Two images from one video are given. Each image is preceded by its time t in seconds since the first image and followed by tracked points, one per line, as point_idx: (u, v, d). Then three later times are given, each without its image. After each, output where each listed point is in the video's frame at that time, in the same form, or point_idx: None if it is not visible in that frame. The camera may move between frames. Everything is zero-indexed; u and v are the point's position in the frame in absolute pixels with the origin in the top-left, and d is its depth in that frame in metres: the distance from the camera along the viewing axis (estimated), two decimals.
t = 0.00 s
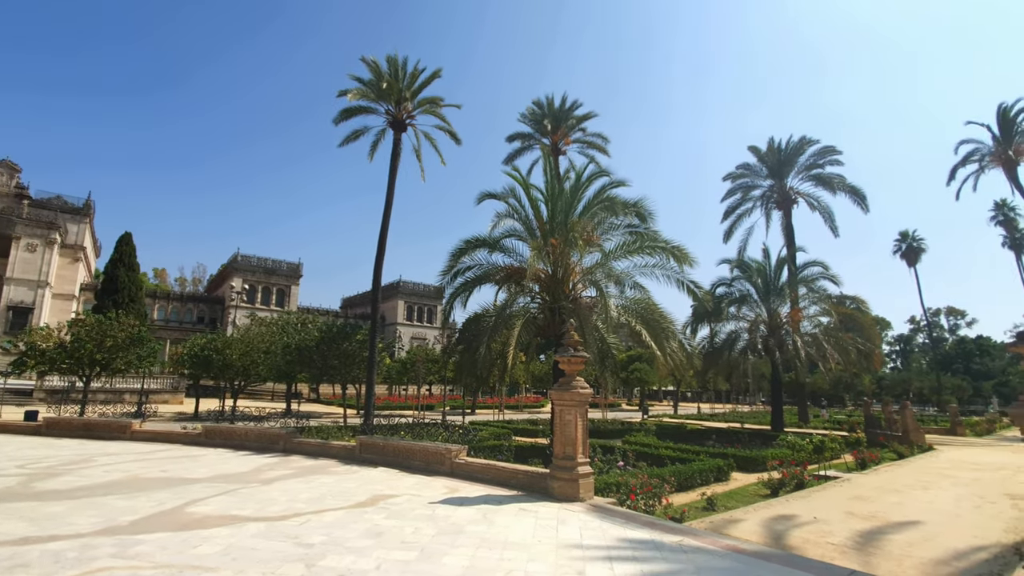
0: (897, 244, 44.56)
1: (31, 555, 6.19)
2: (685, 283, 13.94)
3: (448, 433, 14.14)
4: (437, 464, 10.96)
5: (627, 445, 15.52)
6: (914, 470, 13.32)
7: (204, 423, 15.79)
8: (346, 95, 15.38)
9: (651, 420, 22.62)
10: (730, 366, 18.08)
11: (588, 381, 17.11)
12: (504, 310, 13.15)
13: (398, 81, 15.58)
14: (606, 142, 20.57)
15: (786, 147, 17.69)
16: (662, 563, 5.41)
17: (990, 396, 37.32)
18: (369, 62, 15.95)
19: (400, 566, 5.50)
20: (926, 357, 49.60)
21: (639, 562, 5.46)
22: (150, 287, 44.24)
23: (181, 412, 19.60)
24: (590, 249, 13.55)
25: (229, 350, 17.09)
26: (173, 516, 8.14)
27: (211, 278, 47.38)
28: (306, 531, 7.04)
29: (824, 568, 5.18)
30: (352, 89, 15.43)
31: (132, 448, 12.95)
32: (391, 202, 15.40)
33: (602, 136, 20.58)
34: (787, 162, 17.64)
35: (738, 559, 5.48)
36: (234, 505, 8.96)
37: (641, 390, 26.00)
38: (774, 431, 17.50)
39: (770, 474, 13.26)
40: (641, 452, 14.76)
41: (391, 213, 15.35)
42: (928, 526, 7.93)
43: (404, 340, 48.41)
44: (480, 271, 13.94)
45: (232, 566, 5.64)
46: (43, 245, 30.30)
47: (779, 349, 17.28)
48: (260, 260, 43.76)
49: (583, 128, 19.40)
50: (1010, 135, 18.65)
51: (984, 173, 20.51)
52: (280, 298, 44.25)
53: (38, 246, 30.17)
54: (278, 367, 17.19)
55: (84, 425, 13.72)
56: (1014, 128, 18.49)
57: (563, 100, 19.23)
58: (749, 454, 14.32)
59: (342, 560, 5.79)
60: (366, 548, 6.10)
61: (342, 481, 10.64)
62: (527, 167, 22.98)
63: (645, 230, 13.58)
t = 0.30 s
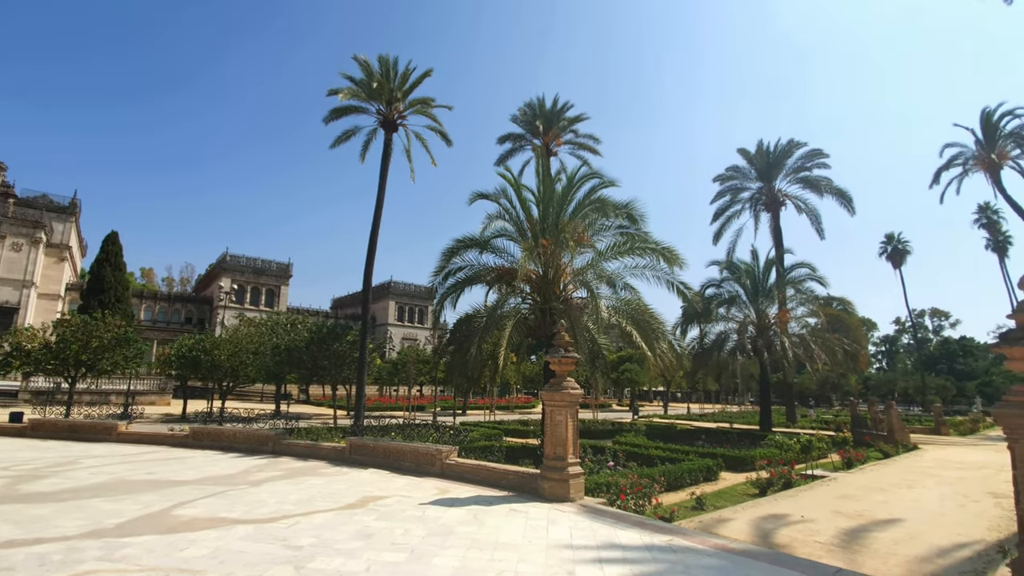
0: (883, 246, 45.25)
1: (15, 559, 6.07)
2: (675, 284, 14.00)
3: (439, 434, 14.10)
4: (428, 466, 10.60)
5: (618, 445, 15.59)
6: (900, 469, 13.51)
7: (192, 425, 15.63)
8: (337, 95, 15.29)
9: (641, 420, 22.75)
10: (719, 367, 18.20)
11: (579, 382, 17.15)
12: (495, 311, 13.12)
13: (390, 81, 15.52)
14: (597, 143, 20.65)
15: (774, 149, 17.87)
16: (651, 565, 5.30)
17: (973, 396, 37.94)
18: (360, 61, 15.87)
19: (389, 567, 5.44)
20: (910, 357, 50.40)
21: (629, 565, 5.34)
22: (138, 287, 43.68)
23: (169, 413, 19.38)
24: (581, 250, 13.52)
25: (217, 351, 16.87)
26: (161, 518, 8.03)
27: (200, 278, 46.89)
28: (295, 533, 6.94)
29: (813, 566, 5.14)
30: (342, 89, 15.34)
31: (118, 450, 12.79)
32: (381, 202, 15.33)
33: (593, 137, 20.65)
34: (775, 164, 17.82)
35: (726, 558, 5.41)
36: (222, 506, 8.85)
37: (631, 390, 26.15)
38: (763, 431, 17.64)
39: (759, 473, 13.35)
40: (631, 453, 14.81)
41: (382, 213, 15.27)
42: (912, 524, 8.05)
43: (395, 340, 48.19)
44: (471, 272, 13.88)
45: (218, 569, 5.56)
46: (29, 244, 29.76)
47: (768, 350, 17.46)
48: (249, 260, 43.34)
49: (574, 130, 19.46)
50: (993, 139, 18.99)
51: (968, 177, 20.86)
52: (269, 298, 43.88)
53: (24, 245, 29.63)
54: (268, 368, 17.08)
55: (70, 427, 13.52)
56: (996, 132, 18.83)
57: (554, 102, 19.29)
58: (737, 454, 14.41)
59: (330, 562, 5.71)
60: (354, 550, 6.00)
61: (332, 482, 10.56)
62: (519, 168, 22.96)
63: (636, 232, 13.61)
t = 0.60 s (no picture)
0: (852, 250, 46.54)
1: None
2: (652, 285, 14.15)
3: (418, 435, 13.97)
4: (405, 467, 10.17)
5: (596, 445, 15.69)
6: (865, 465, 13.91)
7: (162, 428, 15.23)
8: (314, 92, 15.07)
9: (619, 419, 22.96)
10: (695, 367, 18.47)
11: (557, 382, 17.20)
12: (474, 312, 13.09)
13: (368, 79, 15.37)
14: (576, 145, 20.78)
15: (748, 154, 18.24)
16: (627, 561, 4.79)
17: (936, 394, 39.30)
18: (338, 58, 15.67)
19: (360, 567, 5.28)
20: (877, 357, 51.97)
21: (605, 560, 4.80)
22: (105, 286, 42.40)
23: (138, 416, 18.86)
24: (561, 251, 13.55)
25: (188, 352, 16.44)
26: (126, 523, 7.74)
27: (170, 277, 45.72)
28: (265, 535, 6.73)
29: (782, 558, 4.93)
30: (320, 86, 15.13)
31: (84, 454, 12.37)
32: (360, 201, 15.16)
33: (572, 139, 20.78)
34: (749, 168, 18.19)
35: (700, 554, 5.04)
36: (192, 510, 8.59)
37: (609, 390, 26.41)
38: (736, 429, 17.95)
39: (733, 471, 13.55)
40: (609, 452, 14.91)
41: (360, 213, 15.11)
42: (878, 518, 8.28)
43: (372, 341, 47.72)
44: (450, 272, 13.81)
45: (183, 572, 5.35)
46: None
47: (742, 350, 17.82)
48: (222, 259, 42.42)
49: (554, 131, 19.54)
50: (954, 147, 19.71)
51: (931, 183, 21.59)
52: (243, 298, 43.05)
53: None
54: (242, 369, 16.78)
55: (32, 431, 13.07)
56: (957, 140, 19.53)
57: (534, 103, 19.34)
58: (712, 452, 14.60)
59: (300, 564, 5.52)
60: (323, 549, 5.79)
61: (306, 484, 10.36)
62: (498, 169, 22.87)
63: (615, 233, 13.71)
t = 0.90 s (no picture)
0: (819, 253, 47.77)
1: None
2: (628, 287, 14.27)
3: (393, 436, 13.84)
4: (380, 469, 10.06)
5: (572, 445, 15.76)
6: (830, 462, 14.32)
7: (126, 431, 14.79)
8: (289, 87, 14.85)
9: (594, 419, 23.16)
10: (669, 367, 18.71)
11: (534, 383, 17.26)
12: (451, 312, 13.03)
13: (345, 75, 15.19)
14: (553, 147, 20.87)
15: (721, 158, 18.59)
16: (601, 559, 4.82)
17: (898, 393, 40.63)
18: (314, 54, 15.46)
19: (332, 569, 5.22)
20: (843, 357, 53.48)
21: (580, 559, 4.83)
22: (68, 284, 41.04)
23: (101, 419, 18.30)
24: (538, 252, 13.58)
25: (155, 352, 15.98)
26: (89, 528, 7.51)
27: (137, 276, 44.52)
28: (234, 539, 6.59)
29: (750, 554, 5.04)
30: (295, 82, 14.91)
31: (44, 458, 11.98)
32: (335, 199, 14.99)
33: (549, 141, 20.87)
34: (722, 172, 18.54)
35: (672, 551, 5.12)
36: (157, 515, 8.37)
37: (585, 390, 26.67)
38: (709, 429, 18.25)
39: (705, 469, 13.76)
40: (585, 452, 15.01)
41: (335, 212, 14.92)
42: (841, 513, 8.54)
43: (347, 341, 47.17)
44: (427, 272, 13.73)
45: None
46: None
47: (714, 350, 18.15)
48: (192, 257, 41.44)
49: (532, 133, 19.61)
50: (915, 155, 20.39)
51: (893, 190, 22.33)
52: (214, 297, 42.18)
53: None
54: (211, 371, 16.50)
55: None
56: (918, 148, 20.24)
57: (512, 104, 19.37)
58: (686, 451, 14.79)
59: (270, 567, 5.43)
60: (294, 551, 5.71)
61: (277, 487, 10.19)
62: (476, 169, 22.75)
63: (591, 235, 13.79)
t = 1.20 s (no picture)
0: (795, 258, 48.72)
1: None
2: (609, 288, 14.37)
3: (372, 437, 13.73)
4: (358, 470, 9.98)
5: (552, 445, 15.81)
6: (803, 462, 14.61)
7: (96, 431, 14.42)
8: (269, 82, 14.63)
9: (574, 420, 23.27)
10: (649, 368, 18.89)
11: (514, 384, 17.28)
12: (432, 311, 12.97)
13: (327, 71, 15.04)
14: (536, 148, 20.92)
15: (701, 163, 18.84)
16: (579, 559, 4.86)
17: (869, 394, 41.62)
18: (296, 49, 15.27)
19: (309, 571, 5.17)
20: (817, 360, 54.60)
21: (558, 559, 4.86)
22: (36, 280, 39.92)
23: (70, 418, 17.83)
24: (520, 252, 13.59)
25: (127, 351, 15.62)
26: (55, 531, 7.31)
27: (109, 272, 43.48)
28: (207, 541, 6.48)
29: (725, 552, 5.12)
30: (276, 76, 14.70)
31: (8, 459, 11.64)
32: (316, 197, 14.83)
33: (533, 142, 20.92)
34: (702, 176, 18.79)
35: (648, 549, 5.18)
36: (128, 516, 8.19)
37: (565, 391, 26.81)
38: (686, 429, 18.47)
39: (682, 469, 13.92)
40: (564, 452, 15.07)
41: (315, 210, 14.76)
42: (814, 511, 8.72)
43: (326, 341, 46.68)
44: (409, 271, 13.66)
45: None
46: None
47: (692, 352, 18.38)
48: (166, 254, 40.61)
49: (515, 134, 19.64)
50: (886, 163, 20.92)
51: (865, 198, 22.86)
52: (189, 295, 41.43)
53: None
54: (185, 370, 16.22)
55: None
56: (889, 157, 20.75)
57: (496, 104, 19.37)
58: (664, 451, 14.94)
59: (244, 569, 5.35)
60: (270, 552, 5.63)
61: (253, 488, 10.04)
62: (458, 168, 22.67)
63: (573, 236, 13.84)
